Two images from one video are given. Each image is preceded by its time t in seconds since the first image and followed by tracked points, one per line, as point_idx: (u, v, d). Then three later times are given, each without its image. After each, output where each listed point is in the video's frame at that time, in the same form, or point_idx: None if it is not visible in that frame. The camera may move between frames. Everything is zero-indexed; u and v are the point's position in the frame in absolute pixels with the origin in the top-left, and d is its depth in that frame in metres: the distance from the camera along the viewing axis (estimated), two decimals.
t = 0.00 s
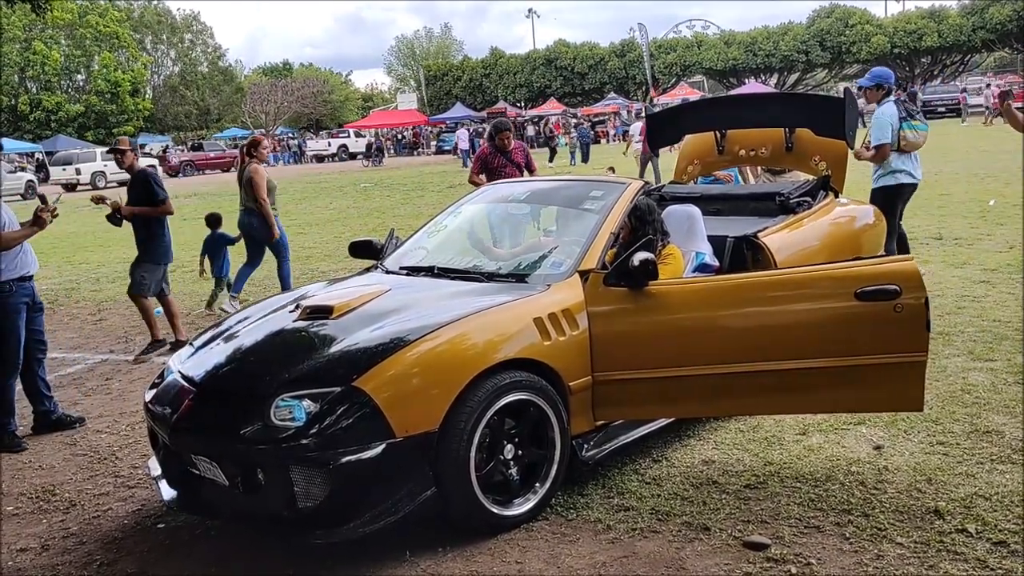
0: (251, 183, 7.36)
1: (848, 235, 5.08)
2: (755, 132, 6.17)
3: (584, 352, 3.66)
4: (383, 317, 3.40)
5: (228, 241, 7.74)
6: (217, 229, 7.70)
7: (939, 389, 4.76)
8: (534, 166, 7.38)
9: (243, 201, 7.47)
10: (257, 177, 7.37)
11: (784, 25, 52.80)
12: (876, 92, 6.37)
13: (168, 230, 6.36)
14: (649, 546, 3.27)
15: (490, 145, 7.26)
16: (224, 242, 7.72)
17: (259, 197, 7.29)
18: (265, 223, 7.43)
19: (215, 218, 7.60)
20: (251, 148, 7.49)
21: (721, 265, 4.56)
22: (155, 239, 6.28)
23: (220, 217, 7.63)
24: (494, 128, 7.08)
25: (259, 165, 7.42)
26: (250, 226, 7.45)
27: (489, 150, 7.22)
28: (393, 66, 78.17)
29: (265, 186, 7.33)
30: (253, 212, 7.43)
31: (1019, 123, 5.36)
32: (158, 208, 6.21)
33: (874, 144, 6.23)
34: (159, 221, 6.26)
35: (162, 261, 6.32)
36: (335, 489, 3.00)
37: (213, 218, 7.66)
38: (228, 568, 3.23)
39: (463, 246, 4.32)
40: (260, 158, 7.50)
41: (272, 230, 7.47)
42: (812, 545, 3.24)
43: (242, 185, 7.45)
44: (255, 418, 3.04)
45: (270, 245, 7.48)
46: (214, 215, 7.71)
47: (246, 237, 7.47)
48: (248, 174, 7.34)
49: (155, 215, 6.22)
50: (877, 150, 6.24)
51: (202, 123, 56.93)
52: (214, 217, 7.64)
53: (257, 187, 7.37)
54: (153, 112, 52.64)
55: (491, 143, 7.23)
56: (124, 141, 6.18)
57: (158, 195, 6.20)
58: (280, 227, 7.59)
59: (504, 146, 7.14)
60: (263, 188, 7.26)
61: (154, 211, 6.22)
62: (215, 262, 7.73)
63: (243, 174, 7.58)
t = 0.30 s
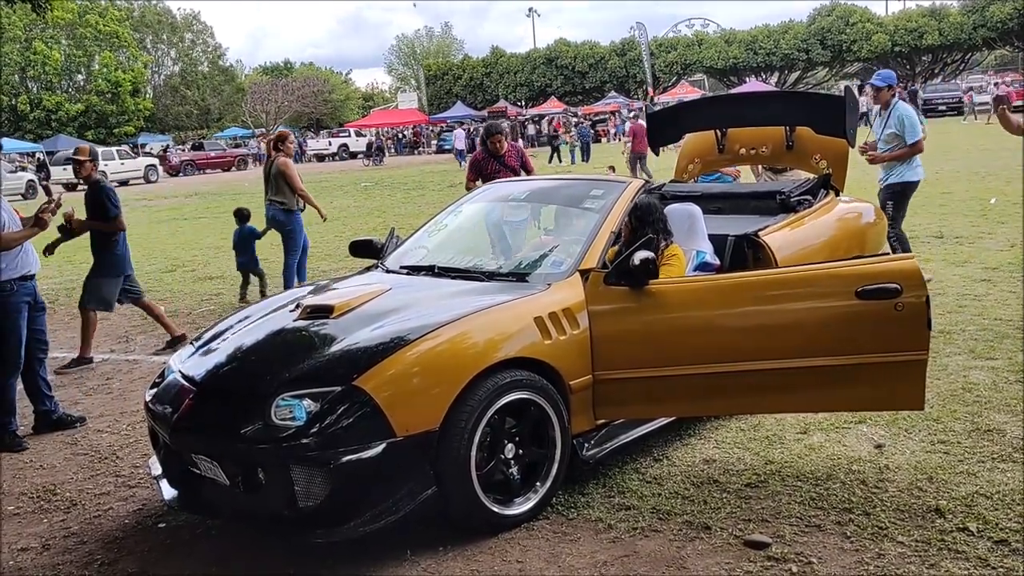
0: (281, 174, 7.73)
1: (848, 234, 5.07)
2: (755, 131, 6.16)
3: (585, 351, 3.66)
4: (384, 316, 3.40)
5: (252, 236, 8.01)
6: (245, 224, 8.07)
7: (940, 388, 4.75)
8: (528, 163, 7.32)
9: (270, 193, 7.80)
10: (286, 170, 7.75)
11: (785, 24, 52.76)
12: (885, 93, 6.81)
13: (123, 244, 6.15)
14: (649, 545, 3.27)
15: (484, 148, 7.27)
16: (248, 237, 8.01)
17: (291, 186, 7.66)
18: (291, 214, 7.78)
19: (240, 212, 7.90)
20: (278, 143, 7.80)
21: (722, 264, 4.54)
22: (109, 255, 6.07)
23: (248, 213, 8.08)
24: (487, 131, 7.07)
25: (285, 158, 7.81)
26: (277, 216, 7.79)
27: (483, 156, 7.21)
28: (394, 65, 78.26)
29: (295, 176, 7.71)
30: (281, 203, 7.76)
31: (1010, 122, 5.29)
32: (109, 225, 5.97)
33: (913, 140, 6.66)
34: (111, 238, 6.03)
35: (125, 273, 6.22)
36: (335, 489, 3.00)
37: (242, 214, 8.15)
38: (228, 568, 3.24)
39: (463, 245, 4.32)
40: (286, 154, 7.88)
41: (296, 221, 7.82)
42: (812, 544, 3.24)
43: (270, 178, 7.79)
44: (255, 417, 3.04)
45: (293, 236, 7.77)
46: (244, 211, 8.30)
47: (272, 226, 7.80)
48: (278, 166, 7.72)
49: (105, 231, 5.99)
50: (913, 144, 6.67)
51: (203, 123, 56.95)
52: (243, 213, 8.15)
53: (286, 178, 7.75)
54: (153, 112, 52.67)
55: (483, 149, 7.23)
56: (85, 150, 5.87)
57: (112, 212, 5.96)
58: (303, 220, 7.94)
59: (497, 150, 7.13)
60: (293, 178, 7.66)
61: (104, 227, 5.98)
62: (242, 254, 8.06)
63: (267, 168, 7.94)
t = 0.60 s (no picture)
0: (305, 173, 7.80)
1: (849, 231, 5.08)
2: (755, 129, 6.15)
3: (585, 349, 3.66)
4: (384, 314, 3.40)
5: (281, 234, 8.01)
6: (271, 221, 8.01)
7: (940, 385, 4.75)
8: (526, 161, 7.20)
9: (297, 191, 7.89)
10: (310, 168, 7.81)
11: (785, 21, 52.69)
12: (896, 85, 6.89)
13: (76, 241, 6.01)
14: (649, 543, 3.27)
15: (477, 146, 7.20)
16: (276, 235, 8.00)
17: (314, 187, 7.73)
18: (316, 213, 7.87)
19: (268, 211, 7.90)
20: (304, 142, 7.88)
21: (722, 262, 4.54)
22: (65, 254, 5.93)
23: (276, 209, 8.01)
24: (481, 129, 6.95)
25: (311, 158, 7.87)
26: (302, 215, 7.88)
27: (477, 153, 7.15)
28: (393, 63, 78.25)
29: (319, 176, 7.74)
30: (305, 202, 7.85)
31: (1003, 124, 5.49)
32: (67, 223, 5.82)
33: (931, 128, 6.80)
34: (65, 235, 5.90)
35: (72, 273, 6.02)
36: (334, 486, 3.00)
37: (269, 208, 8.08)
38: (228, 566, 3.24)
39: (463, 243, 4.32)
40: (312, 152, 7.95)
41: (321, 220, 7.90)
42: (812, 541, 3.24)
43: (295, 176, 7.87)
44: (255, 415, 3.05)
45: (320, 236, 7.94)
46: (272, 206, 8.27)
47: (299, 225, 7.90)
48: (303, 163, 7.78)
49: (61, 227, 5.85)
50: (927, 135, 6.80)
51: (202, 121, 56.90)
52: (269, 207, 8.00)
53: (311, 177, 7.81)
54: (153, 110, 52.61)
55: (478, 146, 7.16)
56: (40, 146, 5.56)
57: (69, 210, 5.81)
58: (327, 216, 8.02)
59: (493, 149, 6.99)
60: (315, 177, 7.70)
61: (61, 223, 5.83)
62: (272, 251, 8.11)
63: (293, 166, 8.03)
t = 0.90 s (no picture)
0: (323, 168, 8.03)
1: (850, 229, 5.07)
2: (756, 127, 6.14)
3: (585, 347, 3.66)
4: (384, 312, 3.40)
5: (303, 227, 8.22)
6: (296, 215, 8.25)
7: (940, 383, 4.75)
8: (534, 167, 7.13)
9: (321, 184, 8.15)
10: (330, 162, 8.01)
11: (785, 19, 52.61)
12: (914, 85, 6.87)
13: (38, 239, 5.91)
14: (650, 541, 3.27)
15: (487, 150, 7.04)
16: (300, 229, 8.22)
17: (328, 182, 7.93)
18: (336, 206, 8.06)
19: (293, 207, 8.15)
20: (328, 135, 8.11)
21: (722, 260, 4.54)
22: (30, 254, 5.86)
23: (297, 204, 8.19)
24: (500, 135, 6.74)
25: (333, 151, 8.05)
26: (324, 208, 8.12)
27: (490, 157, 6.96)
28: (393, 61, 78.25)
29: (335, 170, 7.91)
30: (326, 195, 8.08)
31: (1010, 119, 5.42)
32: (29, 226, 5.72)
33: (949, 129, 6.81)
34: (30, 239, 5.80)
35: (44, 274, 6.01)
36: (335, 484, 2.99)
37: (291, 203, 8.24)
38: (228, 563, 3.24)
39: (463, 241, 4.31)
40: (336, 144, 8.12)
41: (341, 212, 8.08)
42: (813, 539, 3.24)
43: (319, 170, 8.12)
44: (255, 413, 3.04)
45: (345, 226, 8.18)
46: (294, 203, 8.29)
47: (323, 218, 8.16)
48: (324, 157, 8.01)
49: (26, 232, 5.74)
50: (945, 135, 6.83)
51: (202, 119, 56.83)
52: (292, 203, 8.22)
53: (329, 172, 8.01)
54: (153, 108, 52.59)
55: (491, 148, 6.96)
56: None
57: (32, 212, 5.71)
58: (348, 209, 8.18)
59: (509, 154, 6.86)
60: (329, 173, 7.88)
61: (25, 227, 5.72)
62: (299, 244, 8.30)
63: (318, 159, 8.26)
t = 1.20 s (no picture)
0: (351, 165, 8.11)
1: (850, 228, 5.06)
2: (757, 124, 6.12)
3: (586, 345, 3.66)
4: (385, 310, 3.40)
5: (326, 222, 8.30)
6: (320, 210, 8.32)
7: (941, 381, 4.75)
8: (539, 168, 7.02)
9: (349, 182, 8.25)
10: (357, 160, 8.07)
11: (786, 16, 52.56)
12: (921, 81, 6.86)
13: None
14: (651, 539, 3.27)
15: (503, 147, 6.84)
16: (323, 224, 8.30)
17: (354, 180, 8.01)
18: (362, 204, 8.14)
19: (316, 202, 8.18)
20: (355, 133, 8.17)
21: (723, 258, 4.54)
22: None
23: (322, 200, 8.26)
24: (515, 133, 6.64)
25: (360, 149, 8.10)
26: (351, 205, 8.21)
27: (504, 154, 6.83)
28: (394, 59, 78.37)
29: (362, 169, 7.98)
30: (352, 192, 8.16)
31: None
32: None
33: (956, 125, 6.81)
34: None
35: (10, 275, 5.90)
36: (336, 482, 2.99)
37: (317, 198, 8.28)
38: (228, 561, 3.24)
39: (464, 239, 4.31)
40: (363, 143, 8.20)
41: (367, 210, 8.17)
42: (813, 537, 3.24)
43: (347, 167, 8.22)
44: (256, 412, 3.04)
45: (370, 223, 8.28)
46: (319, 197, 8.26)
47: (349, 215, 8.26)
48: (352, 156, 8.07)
49: None
50: (954, 130, 6.83)
51: (203, 117, 56.89)
52: (317, 198, 8.27)
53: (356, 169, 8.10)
54: (153, 106, 52.58)
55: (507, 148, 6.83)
56: None
57: None
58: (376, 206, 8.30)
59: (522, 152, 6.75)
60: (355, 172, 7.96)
61: None
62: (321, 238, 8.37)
63: (346, 157, 8.34)
